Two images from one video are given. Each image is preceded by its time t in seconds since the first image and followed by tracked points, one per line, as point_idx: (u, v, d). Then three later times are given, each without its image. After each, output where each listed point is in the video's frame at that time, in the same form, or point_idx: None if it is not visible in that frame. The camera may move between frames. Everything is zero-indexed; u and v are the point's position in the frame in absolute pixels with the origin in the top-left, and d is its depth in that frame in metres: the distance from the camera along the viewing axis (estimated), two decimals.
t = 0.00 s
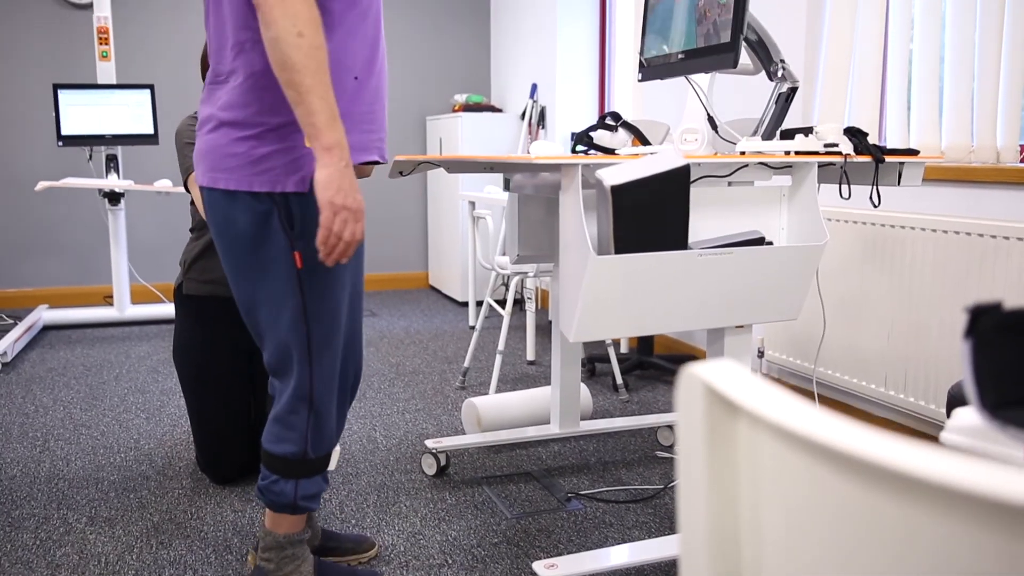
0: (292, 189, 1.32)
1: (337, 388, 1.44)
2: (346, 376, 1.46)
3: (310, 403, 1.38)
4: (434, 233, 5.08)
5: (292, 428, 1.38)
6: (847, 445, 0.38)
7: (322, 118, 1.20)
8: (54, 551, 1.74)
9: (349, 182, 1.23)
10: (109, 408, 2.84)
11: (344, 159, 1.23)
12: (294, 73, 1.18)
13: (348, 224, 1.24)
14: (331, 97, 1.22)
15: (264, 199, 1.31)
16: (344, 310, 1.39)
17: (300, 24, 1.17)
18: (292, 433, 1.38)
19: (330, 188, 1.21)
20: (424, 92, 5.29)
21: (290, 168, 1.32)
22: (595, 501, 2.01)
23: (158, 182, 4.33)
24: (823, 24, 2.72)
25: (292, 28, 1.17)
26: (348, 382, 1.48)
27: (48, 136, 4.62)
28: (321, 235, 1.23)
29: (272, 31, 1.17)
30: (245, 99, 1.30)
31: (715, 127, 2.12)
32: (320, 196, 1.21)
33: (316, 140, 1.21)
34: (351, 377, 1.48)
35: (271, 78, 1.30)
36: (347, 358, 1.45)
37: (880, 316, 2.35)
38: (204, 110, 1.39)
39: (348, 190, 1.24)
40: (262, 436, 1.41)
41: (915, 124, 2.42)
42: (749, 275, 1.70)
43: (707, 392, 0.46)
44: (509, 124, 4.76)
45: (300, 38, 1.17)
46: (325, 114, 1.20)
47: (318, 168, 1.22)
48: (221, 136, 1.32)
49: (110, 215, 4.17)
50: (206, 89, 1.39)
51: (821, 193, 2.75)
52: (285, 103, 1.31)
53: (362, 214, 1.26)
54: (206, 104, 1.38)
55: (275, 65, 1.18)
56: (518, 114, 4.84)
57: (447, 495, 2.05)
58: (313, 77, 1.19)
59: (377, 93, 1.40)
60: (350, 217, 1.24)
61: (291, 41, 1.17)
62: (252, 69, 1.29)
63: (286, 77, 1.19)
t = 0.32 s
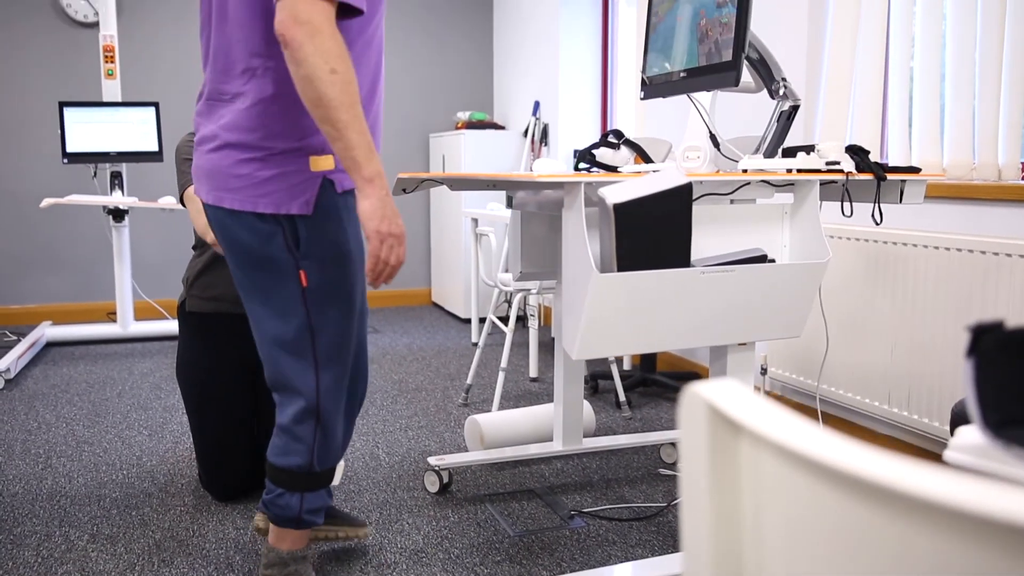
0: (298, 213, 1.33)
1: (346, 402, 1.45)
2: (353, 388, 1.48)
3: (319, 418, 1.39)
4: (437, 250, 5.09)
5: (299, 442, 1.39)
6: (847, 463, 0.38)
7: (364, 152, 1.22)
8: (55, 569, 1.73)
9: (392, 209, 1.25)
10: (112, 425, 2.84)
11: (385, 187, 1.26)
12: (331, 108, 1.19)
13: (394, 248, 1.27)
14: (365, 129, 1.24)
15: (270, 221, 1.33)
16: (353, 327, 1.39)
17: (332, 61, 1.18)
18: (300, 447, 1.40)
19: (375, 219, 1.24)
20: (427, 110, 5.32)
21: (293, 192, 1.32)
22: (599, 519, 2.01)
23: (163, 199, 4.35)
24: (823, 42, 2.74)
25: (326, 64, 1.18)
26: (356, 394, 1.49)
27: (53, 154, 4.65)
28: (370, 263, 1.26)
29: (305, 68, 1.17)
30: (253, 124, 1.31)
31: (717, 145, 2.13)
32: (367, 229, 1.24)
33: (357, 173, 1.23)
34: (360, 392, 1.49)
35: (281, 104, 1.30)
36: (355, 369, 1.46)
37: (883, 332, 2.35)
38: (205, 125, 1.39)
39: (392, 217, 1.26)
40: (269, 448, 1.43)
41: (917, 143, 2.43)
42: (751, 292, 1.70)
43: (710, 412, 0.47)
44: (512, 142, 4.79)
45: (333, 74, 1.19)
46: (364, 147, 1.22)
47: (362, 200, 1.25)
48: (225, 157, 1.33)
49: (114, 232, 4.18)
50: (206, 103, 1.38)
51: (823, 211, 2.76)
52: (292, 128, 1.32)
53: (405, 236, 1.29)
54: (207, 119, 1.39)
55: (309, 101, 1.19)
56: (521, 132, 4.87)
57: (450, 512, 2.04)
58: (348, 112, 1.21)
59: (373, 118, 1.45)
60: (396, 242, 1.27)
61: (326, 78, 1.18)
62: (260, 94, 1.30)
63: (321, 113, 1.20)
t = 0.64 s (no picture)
0: (313, 238, 1.34)
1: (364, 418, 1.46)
2: (372, 403, 1.48)
3: (337, 431, 1.41)
4: (442, 268, 5.11)
5: (316, 455, 1.40)
6: (843, 483, 0.38)
7: (361, 194, 1.24)
8: None
9: (387, 249, 1.27)
10: (116, 443, 2.85)
11: (381, 229, 1.27)
12: (329, 150, 1.22)
13: (388, 287, 1.28)
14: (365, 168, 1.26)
15: (288, 247, 1.36)
16: (371, 344, 1.42)
17: (333, 105, 1.21)
18: (317, 460, 1.41)
19: (368, 258, 1.25)
20: (432, 129, 5.35)
21: (307, 219, 1.34)
22: (603, 539, 2.00)
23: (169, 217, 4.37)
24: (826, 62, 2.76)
25: (325, 109, 1.21)
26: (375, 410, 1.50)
27: (61, 173, 4.68)
28: (363, 300, 1.27)
29: (306, 113, 1.21)
30: (266, 156, 1.34)
31: (721, 164, 2.13)
32: (362, 267, 1.25)
33: (353, 214, 1.25)
34: (375, 406, 1.49)
35: (292, 136, 1.34)
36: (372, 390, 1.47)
37: (889, 351, 2.34)
38: (218, 154, 1.42)
39: (387, 257, 1.27)
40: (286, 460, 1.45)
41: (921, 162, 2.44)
42: (755, 312, 1.70)
43: (715, 433, 0.46)
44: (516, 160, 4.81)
45: (332, 118, 1.21)
46: (361, 189, 1.24)
47: (358, 239, 1.26)
48: (242, 188, 1.36)
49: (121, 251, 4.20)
50: (218, 134, 1.42)
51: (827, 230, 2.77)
52: (303, 159, 1.35)
53: (397, 276, 1.29)
54: (220, 149, 1.42)
55: (309, 145, 1.22)
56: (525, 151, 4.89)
57: (455, 532, 2.04)
58: (347, 154, 1.23)
59: (382, 142, 1.48)
60: (389, 282, 1.28)
61: (325, 122, 1.21)
62: (274, 127, 1.33)
63: (321, 155, 1.23)
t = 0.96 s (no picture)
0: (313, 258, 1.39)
1: (378, 431, 1.45)
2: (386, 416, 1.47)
3: (347, 442, 1.41)
4: (447, 284, 5.12)
5: (328, 465, 1.40)
6: (851, 503, 0.38)
7: (324, 222, 1.28)
8: None
9: (347, 275, 1.30)
10: (122, 459, 2.85)
11: (345, 255, 1.30)
12: (300, 181, 1.28)
13: (344, 312, 1.31)
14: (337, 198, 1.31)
15: (295, 268, 1.40)
16: (381, 356, 1.41)
17: (307, 139, 1.27)
18: (328, 471, 1.40)
19: (327, 282, 1.29)
20: (437, 146, 5.38)
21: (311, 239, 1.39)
22: (609, 557, 1.99)
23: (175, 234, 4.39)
24: (830, 78, 2.78)
25: (299, 143, 1.27)
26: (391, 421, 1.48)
27: (69, 190, 4.72)
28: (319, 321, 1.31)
29: (282, 147, 1.27)
30: (269, 185, 1.39)
31: (726, 181, 2.14)
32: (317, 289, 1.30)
33: (317, 241, 1.29)
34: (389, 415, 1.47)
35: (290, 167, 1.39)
36: (386, 404, 1.45)
37: (896, 370, 2.33)
38: (230, 187, 1.47)
39: (348, 282, 1.31)
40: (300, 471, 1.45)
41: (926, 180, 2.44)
42: (760, 329, 1.70)
43: (721, 453, 0.46)
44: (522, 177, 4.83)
45: (305, 152, 1.27)
46: (326, 218, 1.28)
47: (318, 263, 1.30)
48: (247, 217, 1.41)
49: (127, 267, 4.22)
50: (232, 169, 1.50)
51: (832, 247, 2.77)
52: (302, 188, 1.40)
53: (358, 300, 1.32)
54: (231, 182, 1.47)
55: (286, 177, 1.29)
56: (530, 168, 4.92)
57: (460, 550, 2.03)
58: (317, 185, 1.28)
59: (385, 171, 1.49)
60: (348, 305, 1.31)
61: (298, 156, 1.27)
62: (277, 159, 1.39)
63: (295, 186, 1.28)
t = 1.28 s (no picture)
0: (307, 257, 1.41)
1: (364, 434, 1.44)
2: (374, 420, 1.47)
3: (331, 443, 1.41)
4: (454, 299, 5.12)
5: (310, 466, 1.41)
6: (861, 520, 0.38)
7: (315, 205, 1.32)
8: None
9: (336, 257, 1.35)
10: (128, 474, 2.85)
11: (334, 237, 1.35)
12: (293, 169, 1.32)
13: (333, 291, 1.35)
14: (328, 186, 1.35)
15: (288, 267, 1.42)
16: (365, 356, 1.42)
17: (301, 130, 1.31)
18: (311, 472, 1.41)
19: (315, 261, 1.34)
20: (444, 162, 5.41)
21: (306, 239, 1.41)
22: (615, 573, 1.98)
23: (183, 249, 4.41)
24: (836, 95, 2.79)
25: (292, 133, 1.31)
26: (379, 425, 1.47)
27: (78, 206, 4.75)
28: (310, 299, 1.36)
29: (275, 137, 1.31)
30: (272, 186, 1.42)
31: (732, 197, 2.14)
32: (309, 269, 1.34)
33: (308, 223, 1.33)
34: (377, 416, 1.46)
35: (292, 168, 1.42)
36: (372, 406, 1.44)
37: (903, 382, 2.33)
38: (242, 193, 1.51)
39: (336, 263, 1.35)
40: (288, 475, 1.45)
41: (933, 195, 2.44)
42: (766, 345, 1.70)
43: (729, 470, 0.46)
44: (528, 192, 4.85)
45: (299, 142, 1.31)
46: (318, 201, 1.32)
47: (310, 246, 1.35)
48: (252, 220, 1.44)
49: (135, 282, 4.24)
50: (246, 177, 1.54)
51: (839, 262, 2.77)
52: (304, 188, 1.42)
53: (348, 281, 1.37)
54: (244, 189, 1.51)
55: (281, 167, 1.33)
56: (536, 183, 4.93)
57: (466, 566, 2.02)
58: (311, 173, 1.32)
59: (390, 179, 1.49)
60: (336, 285, 1.36)
61: (291, 145, 1.31)
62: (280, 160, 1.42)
63: (288, 173, 1.33)
